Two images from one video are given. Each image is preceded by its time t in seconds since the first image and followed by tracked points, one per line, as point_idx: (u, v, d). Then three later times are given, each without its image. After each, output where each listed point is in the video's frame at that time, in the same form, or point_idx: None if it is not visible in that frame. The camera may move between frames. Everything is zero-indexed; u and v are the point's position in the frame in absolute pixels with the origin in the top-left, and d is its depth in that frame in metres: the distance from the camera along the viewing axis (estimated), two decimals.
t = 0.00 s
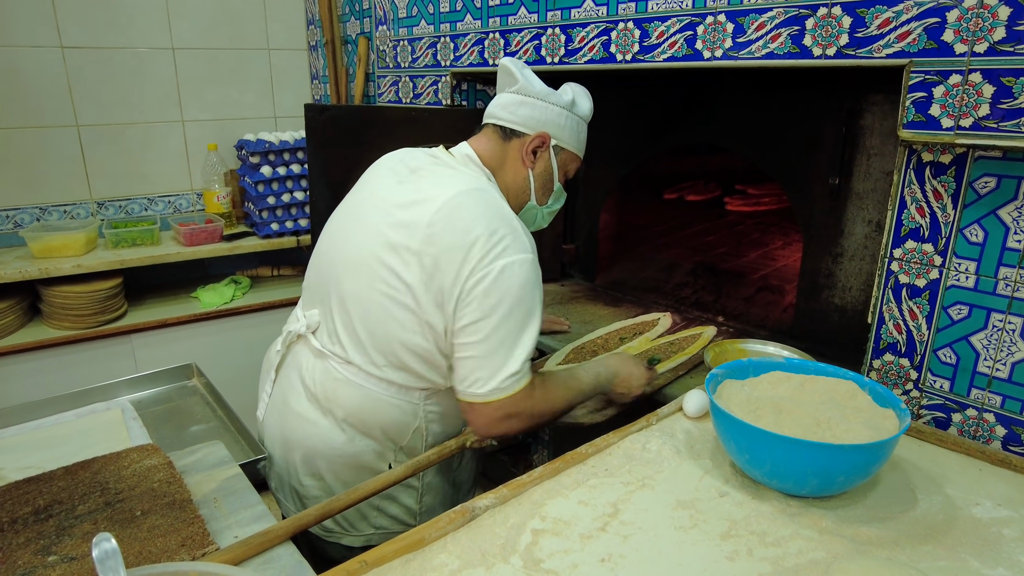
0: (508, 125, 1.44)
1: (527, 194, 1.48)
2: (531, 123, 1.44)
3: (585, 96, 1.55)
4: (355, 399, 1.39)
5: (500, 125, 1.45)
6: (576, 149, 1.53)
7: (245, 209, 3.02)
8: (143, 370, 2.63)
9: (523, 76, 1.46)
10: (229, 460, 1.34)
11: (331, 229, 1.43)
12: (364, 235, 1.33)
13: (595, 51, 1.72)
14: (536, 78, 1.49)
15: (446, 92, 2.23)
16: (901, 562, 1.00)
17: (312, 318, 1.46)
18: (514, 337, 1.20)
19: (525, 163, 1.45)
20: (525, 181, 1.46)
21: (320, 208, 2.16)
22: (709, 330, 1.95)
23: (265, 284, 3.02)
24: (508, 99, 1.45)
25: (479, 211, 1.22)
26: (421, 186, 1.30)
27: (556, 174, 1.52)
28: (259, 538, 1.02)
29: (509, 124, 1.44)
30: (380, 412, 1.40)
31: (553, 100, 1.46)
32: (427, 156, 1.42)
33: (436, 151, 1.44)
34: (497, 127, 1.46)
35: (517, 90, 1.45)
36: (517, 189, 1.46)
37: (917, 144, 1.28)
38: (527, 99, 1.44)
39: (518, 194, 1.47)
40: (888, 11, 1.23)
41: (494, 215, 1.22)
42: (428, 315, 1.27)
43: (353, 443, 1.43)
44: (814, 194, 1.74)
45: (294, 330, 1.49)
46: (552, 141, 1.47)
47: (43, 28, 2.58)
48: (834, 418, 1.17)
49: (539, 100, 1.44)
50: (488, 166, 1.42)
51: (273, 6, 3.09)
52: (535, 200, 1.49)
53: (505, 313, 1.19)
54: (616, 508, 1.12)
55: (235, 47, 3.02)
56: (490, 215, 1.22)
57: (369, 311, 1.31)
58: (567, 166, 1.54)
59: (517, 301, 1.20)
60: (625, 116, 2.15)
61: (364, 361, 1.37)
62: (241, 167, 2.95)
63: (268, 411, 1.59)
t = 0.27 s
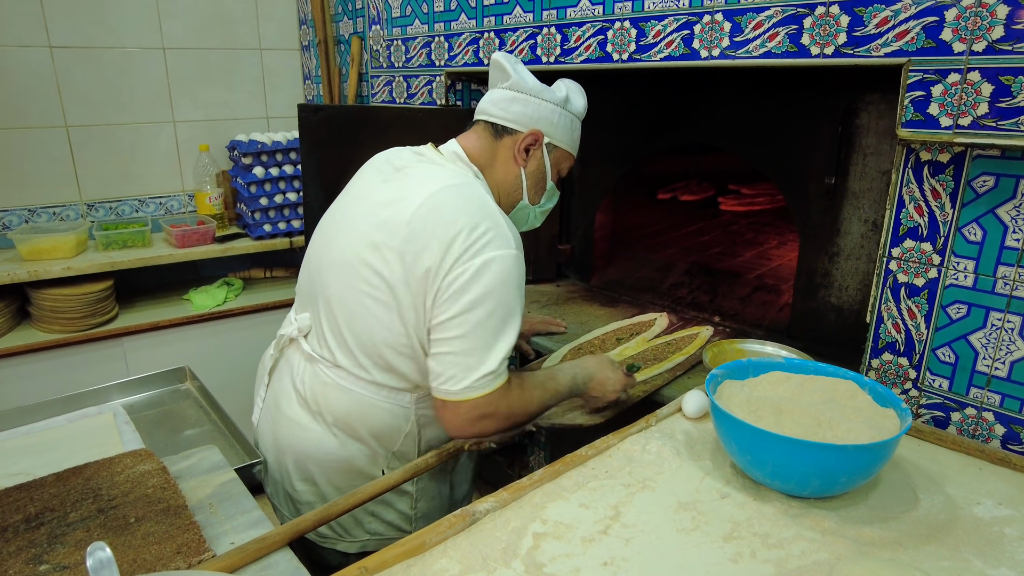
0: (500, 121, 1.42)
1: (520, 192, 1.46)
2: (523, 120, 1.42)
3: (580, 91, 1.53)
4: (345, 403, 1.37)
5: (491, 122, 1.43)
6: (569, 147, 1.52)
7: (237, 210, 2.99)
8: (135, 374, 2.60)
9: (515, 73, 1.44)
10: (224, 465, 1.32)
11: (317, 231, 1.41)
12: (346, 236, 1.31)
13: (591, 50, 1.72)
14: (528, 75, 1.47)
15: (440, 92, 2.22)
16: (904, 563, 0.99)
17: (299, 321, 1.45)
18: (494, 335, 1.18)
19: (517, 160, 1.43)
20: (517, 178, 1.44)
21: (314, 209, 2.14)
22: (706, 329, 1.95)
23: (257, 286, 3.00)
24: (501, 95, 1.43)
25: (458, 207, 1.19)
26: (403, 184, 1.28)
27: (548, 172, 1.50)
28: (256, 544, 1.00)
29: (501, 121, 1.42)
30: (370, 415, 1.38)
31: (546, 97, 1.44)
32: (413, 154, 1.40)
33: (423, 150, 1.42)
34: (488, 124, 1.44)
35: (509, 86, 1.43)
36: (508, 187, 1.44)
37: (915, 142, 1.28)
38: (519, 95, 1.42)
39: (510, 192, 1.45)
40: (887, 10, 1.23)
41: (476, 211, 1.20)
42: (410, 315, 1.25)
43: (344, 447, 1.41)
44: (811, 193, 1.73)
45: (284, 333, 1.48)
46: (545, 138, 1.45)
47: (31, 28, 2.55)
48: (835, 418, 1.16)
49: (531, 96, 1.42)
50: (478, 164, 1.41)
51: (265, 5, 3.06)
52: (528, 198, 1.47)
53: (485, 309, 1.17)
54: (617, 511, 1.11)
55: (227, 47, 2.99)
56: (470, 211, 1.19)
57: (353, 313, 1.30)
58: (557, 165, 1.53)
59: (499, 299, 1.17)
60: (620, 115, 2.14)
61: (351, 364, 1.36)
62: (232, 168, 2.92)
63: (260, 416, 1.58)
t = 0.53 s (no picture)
0: (492, 122, 1.41)
1: (512, 194, 1.45)
2: (516, 121, 1.40)
3: (574, 94, 1.51)
4: (334, 410, 1.35)
5: (484, 123, 1.42)
6: (563, 149, 1.50)
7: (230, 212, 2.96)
8: (126, 378, 2.56)
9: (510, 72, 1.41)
10: (219, 471, 1.30)
11: (307, 235, 1.40)
12: (337, 240, 1.31)
13: (589, 50, 1.70)
14: (524, 75, 1.45)
15: (435, 92, 2.20)
16: (910, 567, 0.99)
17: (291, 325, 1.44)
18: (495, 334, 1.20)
19: (509, 162, 1.42)
20: (508, 181, 1.43)
21: (307, 211, 2.12)
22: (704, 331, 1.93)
23: (250, 289, 2.97)
24: (495, 95, 1.41)
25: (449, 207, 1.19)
26: (393, 186, 1.27)
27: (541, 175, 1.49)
28: (252, 553, 0.98)
29: (493, 122, 1.41)
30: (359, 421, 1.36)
31: (541, 99, 1.42)
32: (402, 156, 1.39)
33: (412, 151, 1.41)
34: (480, 125, 1.43)
35: (504, 86, 1.41)
36: (499, 189, 1.43)
37: (915, 144, 1.28)
38: (513, 97, 1.40)
39: (501, 194, 1.44)
40: (888, 10, 1.22)
41: (467, 211, 1.19)
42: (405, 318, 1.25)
43: (335, 454, 1.40)
44: (809, 194, 1.73)
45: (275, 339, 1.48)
46: (538, 141, 1.44)
47: (19, 28, 2.51)
48: (838, 420, 1.15)
49: (525, 98, 1.40)
50: (468, 164, 1.41)
51: (257, 5, 3.03)
52: (519, 202, 1.46)
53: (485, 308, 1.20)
54: (620, 516, 1.10)
55: (219, 47, 2.96)
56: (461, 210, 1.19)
57: (344, 317, 1.29)
58: (551, 168, 1.51)
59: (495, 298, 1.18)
60: (617, 116, 2.13)
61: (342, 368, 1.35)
62: (225, 169, 2.89)
63: (252, 423, 1.57)
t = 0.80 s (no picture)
0: (487, 121, 1.39)
1: (504, 194, 1.43)
2: (511, 121, 1.39)
3: (567, 96, 1.51)
4: (327, 413, 1.34)
5: (479, 121, 1.39)
6: (557, 151, 1.49)
7: (222, 213, 2.94)
8: (117, 381, 2.54)
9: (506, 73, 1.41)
10: (212, 477, 1.28)
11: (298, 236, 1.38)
12: (325, 240, 1.28)
13: (583, 50, 1.69)
14: (519, 76, 1.44)
15: (429, 93, 2.18)
16: (909, 569, 0.98)
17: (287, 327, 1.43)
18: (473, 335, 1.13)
19: (502, 162, 1.40)
20: (501, 181, 1.41)
21: (300, 212, 2.09)
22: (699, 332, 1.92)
23: (242, 291, 2.94)
24: (488, 94, 1.39)
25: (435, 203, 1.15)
26: (380, 184, 1.24)
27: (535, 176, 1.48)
28: (246, 560, 0.97)
29: (486, 121, 1.39)
30: (353, 424, 1.34)
31: (536, 100, 1.41)
32: (394, 155, 1.36)
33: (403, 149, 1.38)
34: (473, 124, 1.41)
35: (498, 85, 1.40)
36: (491, 188, 1.41)
37: (912, 144, 1.28)
38: (508, 97, 1.39)
39: (494, 193, 1.42)
40: (884, 10, 1.22)
41: (453, 208, 1.15)
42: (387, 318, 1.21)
43: (325, 458, 1.38)
44: (804, 194, 1.72)
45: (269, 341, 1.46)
46: (531, 142, 1.42)
47: (6, 28, 2.48)
48: (836, 422, 1.15)
49: (520, 99, 1.39)
50: (461, 163, 1.38)
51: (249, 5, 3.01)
52: (511, 201, 1.44)
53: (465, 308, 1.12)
54: (618, 520, 1.09)
55: (210, 48, 2.94)
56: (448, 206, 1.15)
57: (332, 319, 1.26)
58: (544, 169, 1.50)
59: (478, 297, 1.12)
60: (611, 116, 2.12)
61: (330, 371, 1.33)
62: (216, 171, 2.87)
63: (247, 427, 1.55)
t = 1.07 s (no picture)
0: (470, 119, 1.39)
1: (491, 191, 1.42)
2: (494, 117, 1.38)
3: (554, 90, 1.49)
4: (317, 417, 1.33)
5: (462, 119, 1.40)
6: (545, 145, 1.48)
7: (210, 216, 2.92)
8: (104, 386, 2.51)
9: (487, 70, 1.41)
10: (200, 483, 1.27)
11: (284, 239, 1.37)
12: (312, 243, 1.27)
13: (572, 52, 1.69)
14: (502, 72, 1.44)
15: (418, 94, 2.18)
16: (898, 570, 0.98)
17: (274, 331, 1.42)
18: (490, 340, 1.08)
19: (488, 158, 1.39)
20: (488, 177, 1.39)
21: (288, 214, 2.08)
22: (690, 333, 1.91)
23: (231, 294, 2.92)
24: (471, 92, 1.39)
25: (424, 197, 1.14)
26: (367, 185, 1.23)
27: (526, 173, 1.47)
28: (233, 567, 0.95)
29: (470, 118, 1.39)
30: (345, 428, 1.34)
31: (519, 94, 1.40)
32: (382, 155, 1.35)
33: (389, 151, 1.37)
34: (457, 122, 1.41)
35: (479, 83, 1.40)
36: (478, 185, 1.39)
37: (900, 145, 1.28)
38: (490, 93, 1.38)
39: (482, 191, 1.41)
40: (872, 12, 1.22)
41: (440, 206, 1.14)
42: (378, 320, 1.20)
43: (315, 463, 1.37)
44: (793, 195, 1.73)
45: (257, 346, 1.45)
46: (517, 136, 1.41)
47: None
48: (826, 424, 1.15)
49: (503, 93, 1.38)
50: (448, 161, 1.37)
51: (237, 6, 2.99)
52: (499, 198, 1.43)
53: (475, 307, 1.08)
54: (608, 523, 1.08)
55: (198, 49, 2.92)
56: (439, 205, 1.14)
57: (321, 321, 1.26)
58: (532, 164, 1.48)
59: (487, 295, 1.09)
60: (601, 117, 2.12)
61: (320, 376, 1.32)
62: (205, 172, 2.85)
63: (235, 433, 1.54)
